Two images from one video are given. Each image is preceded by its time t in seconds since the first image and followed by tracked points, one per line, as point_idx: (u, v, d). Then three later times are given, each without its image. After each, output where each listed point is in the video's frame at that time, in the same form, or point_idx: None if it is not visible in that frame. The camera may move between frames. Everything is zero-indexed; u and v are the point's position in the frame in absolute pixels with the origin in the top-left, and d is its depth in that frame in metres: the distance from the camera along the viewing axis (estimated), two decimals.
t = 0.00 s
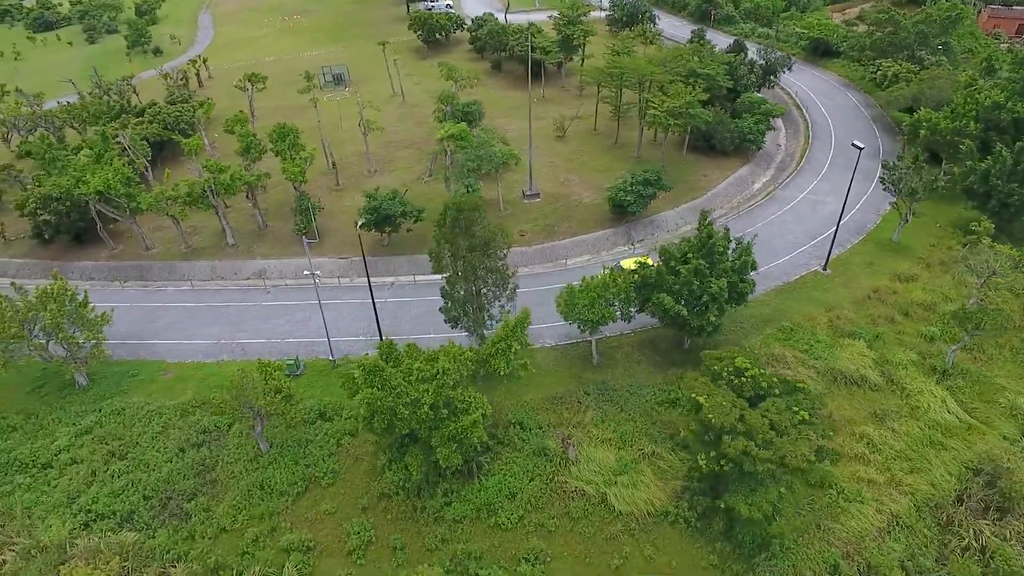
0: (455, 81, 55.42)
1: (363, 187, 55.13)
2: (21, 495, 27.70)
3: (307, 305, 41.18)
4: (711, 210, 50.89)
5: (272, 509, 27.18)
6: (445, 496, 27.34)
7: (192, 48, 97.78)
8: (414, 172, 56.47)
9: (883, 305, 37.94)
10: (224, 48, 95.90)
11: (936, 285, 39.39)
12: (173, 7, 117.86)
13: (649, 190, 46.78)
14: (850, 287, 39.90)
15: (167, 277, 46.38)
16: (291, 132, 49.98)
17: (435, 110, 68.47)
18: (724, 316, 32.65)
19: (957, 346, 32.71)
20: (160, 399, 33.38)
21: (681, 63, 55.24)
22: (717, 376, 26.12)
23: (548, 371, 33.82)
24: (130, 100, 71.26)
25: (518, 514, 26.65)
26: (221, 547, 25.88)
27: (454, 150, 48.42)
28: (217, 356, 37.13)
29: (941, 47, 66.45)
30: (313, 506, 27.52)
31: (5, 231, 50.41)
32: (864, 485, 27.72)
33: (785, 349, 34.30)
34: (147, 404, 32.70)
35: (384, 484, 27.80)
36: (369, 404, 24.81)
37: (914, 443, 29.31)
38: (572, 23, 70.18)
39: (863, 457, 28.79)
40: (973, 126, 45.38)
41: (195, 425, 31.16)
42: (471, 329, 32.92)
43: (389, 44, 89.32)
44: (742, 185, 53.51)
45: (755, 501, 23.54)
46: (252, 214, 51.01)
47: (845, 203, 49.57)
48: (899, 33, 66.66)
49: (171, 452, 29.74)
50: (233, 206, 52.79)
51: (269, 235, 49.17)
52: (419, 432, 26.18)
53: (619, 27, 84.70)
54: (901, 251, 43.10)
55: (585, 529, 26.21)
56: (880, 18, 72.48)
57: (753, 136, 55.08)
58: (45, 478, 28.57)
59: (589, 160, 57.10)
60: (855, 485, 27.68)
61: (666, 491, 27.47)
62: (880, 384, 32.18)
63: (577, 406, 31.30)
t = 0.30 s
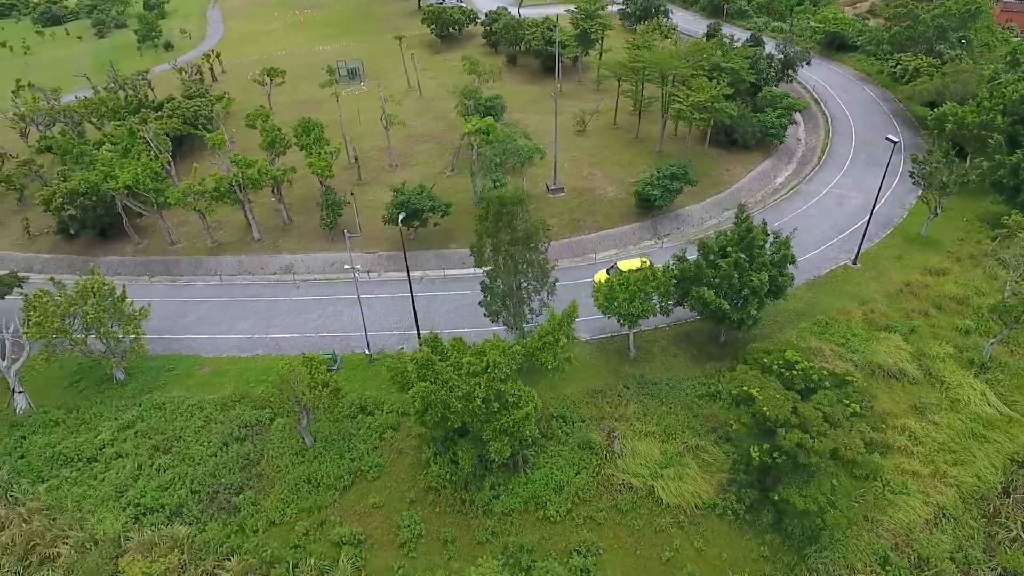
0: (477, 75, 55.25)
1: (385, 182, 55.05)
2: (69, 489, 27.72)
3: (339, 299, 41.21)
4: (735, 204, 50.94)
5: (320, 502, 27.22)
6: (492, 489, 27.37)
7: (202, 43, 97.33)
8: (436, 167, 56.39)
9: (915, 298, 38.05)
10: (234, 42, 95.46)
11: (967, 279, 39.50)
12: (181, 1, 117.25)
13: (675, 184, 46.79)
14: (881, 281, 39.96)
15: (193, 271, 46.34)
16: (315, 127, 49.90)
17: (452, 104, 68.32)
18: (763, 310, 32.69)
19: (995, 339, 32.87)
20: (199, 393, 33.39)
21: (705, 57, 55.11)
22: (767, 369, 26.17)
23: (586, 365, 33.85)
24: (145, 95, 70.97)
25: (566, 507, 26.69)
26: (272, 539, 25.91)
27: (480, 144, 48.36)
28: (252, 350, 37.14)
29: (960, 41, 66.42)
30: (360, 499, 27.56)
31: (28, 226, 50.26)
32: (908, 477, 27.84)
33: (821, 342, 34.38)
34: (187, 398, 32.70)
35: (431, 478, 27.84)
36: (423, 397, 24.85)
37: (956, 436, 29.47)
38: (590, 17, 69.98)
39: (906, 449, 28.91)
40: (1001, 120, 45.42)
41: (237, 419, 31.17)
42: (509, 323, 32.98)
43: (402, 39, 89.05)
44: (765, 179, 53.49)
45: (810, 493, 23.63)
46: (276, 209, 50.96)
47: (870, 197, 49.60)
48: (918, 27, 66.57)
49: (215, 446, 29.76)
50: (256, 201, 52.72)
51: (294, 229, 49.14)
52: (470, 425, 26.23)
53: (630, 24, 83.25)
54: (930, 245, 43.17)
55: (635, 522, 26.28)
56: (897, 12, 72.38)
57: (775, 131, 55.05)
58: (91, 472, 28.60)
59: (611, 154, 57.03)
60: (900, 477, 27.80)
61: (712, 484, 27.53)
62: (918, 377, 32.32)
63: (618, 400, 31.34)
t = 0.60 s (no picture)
0: (500, 69, 55.02)
1: (407, 176, 54.92)
2: (118, 484, 27.80)
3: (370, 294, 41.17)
4: (759, 198, 50.97)
5: (368, 496, 27.24)
6: (541, 483, 27.43)
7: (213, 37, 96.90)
8: (458, 161, 56.26)
9: (949, 292, 38.11)
10: (246, 37, 95.04)
11: (1000, 273, 39.58)
12: None
13: (703, 178, 46.73)
14: (913, 274, 39.99)
15: (220, 266, 46.30)
16: (340, 121, 49.71)
17: (470, 98, 68.19)
18: (803, 303, 32.65)
19: None
20: (238, 387, 33.41)
21: (729, 50, 54.93)
22: (817, 363, 26.18)
23: (624, 358, 33.85)
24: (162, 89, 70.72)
25: (615, 500, 26.75)
26: (324, 532, 25.96)
27: (507, 138, 48.22)
28: (286, 345, 37.14)
29: (980, 34, 66.25)
30: (408, 493, 27.60)
31: (53, 221, 50.24)
32: (954, 470, 27.96)
33: (859, 336, 34.41)
34: (227, 392, 32.69)
35: (478, 471, 27.90)
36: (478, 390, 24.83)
37: (999, 429, 29.58)
38: (608, 10, 69.66)
39: (951, 442, 29.00)
40: None
41: (279, 413, 31.21)
42: (548, 317, 32.94)
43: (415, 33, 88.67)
44: (788, 173, 53.47)
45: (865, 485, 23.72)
46: (300, 203, 50.87)
47: (896, 191, 49.59)
48: (938, 21, 66.34)
49: (260, 440, 29.79)
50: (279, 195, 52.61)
51: (319, 224, 49.08)
52: (521, 418, 26.26)
53: (644, 17, 81.26)
54: (960, 238, 43.21)
55: (684, 514, 26.34)
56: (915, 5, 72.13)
57: (799, 124, 54.92)
58: (137, 466, 28.63)
59: (633, 148, 56.92)
60: (947, 470, 27.89)
61: (759, 477, 27.61)
62: (958, 370, 32.42)
63: (660, 393, 31.36)
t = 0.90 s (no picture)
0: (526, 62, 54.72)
1: (433, 171, 54.75)
2: (171, 478, 27.81)
3: (405, 288, 41.08)
4: (788, 192, 50.92)
5: (423, 490, 27.23)
6: (596, 476, 27.46)
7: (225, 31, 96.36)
8: (483, 156, 56.07)
9: (988, 286, 38.15)
10: (259, 30, 94.51)
11: None
12: None
13: (735, 172, 46.61)
14: (949, 268, 40.01)
15: (250, 261, 46.22)
16: (369, 115, 49.42)
17: (490, 92, 67.91)
18: (848, 297, 32.64)
19: None
20: (282, 382, 33.37)
21: (756, 43, 54.69)
22: (875, 357, 26.19)
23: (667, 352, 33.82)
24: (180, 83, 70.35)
25: (671, 494, 26.77)
26: (382, 526, 25.98)
27: (538, 132, 48.03)
28: (326, 339, 37.08)
29: (1002, 27, 66.06)
30: (462, 487, 27.61)
31: (81, 216, 50.05)
32: (1007, 462, 28.06)
33: (902, 329, 34.43)
34: (272, 386, 32.66)
35: (532, 465, 27.92)
36: (540, 383, 24.76)
37: None
38: (628, 4, 69.28)
39: (1001, 435, 29.09)
40: None
41: (327, 408, 31.19)
42: (594, 311, 32.89)
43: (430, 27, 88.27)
44: (815, 167, 53.40)
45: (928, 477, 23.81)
46: (328, 198, 50.75)
47: (925, 185, 49.58)
48: (960, 14, 66.16)
49: (310, 435, 29.77)
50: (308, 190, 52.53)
51: (349, 219, 48.97)
52: (579, 412, 26.23)
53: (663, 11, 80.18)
54: (994, 232, 43.24)
55: (741, 507, 26.39)
56: None
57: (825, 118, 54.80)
58: (189, 460, 28.65)
59: (659, 142, 56.75)
60: (1000, 462, 27.98)
61: (812, 469, 27.63)
62: (1003, 364, 32.49)
63: (708, 387, 31.36)
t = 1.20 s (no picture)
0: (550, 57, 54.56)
1: (456, 165, 54.63)
2: (219, 473, 27.81)
3: (437, 283, 41.04)
4: (813, 186, 50.81)
5: (472, 484, 27.23)
6: (644, 470, 27.48)
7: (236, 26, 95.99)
8: (506, 150, 55.94)
9: (1022, 280, 38.18)
10: (270, 25, 94.13)
11: None
12: None
13: (764, 167, 46.51)
14: (982, 262, 40.03)
15: (278, 256, 46.16)
16: (395, 110, 49.31)
17: (509, 87, 67.76)
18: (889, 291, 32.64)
19: None
20: (322, 376, 33.32)
21: (781, 38, 54.56)
22: (926, 351, 26.22)
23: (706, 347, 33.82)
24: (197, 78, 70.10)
25: (721, 488, 26.81)
26: (433, 520, 26.01)
27: (565, 126, 47.98)
28: (361, 334, 37.03)
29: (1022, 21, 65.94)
30: (510, 481, 27.61)
31: (106, 211, 49.92)
32: None
33: (940, 323, 34.45)
34: (312, 381, 32.62)
35: (579, 459, 27.92)
36: (595, 377, 24.70)
37: None
38: None
39: None
40: None
41: (369, 403, 31.19)
42: (634, 306, 32.94)
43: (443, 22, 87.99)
44: (839, 162, 53.32)
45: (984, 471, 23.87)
46: (354, 193, 50.66)
47: (952, 180, 49.57)
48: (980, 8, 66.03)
49: (355, 429, 29.75)
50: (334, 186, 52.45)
51: (375, 214, 48.89)
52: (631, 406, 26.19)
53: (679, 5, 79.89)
54: None
55: (791, 501, 26.43)
56: None
57: (849, 113, 54.69)
58: (235, 456, 28.66)
59: (682, 137, 56.64)
60: None
61: (859, 463, 27.65)
62: None
63: (750, 381, 31.37)
